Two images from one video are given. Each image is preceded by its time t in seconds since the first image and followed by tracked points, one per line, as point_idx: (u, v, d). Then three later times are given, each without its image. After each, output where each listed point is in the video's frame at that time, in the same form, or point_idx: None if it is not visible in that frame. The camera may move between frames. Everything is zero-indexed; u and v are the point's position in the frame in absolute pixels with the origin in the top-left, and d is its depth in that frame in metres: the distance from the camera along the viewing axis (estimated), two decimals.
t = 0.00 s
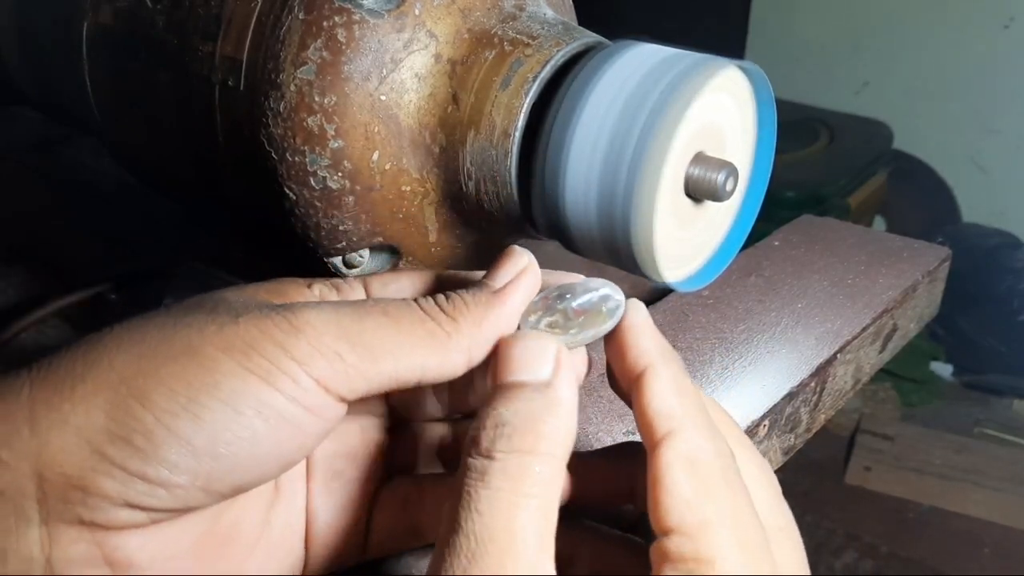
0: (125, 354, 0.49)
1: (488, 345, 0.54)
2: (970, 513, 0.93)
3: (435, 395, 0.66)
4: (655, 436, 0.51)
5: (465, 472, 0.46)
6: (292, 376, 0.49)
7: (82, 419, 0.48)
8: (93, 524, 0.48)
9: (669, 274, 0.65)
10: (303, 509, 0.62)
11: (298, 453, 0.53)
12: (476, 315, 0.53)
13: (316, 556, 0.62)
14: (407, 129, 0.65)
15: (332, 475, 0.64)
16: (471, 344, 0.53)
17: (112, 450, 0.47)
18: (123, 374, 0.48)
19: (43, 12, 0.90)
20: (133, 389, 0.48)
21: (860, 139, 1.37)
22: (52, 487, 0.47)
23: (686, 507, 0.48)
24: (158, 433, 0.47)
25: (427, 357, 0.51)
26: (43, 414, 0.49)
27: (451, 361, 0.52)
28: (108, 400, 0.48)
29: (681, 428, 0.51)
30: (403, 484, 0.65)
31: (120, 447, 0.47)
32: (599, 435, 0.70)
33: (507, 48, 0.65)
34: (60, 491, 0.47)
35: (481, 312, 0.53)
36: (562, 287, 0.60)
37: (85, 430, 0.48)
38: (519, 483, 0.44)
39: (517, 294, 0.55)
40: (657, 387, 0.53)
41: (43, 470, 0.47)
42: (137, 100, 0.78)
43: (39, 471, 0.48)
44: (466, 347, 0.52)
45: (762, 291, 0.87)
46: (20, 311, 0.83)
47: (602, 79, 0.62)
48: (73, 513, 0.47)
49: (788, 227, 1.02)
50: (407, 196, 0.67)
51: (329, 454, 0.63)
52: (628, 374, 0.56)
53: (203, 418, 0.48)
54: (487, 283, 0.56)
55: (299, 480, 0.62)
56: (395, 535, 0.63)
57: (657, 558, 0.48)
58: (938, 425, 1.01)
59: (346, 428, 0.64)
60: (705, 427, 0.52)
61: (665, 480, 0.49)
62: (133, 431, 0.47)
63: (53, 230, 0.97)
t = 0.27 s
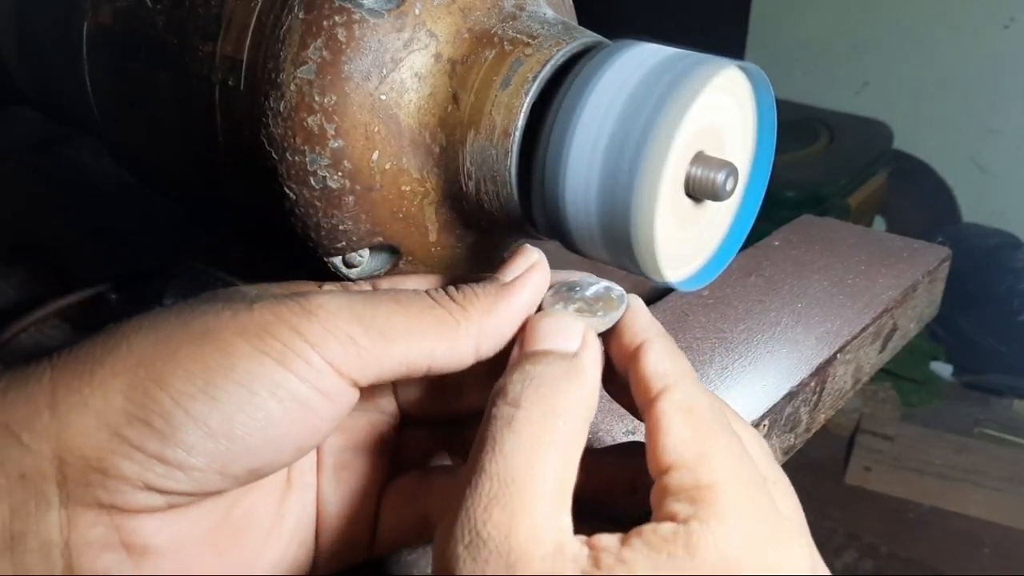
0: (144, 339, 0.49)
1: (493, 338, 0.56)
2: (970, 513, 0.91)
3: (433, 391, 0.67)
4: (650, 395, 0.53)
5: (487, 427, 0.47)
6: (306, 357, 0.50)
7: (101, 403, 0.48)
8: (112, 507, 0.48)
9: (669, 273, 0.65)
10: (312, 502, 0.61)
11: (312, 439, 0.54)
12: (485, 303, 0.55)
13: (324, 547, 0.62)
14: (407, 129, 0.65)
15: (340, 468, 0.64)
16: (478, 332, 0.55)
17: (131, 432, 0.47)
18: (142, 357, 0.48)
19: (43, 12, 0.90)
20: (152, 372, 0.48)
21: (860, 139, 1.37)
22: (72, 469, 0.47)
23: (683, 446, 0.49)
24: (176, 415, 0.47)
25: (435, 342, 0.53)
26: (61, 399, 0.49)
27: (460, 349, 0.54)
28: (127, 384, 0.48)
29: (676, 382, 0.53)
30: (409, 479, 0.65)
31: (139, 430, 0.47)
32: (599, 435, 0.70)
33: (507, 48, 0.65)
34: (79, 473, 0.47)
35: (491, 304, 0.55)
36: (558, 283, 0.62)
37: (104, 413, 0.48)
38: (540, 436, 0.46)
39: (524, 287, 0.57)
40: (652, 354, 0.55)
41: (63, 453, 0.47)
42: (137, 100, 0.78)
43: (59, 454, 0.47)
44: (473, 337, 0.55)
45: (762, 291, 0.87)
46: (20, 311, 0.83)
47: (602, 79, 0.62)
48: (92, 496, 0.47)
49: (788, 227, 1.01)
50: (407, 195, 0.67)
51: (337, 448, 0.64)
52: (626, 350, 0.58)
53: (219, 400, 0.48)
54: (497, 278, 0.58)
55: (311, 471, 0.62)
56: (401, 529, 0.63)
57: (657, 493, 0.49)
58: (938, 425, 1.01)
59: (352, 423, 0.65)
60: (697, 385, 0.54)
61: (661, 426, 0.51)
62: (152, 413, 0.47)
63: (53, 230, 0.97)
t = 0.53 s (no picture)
0: (178, 301, 0.52)
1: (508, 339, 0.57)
2: (970, 513, 0.90)
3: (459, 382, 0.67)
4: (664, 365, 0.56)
5: (517, 381, 0.50)
6: (332, 327, 0.53)
7: (135, 358, 0.50)
8: (139, 458, 0.51)
9: (669, 273, 0.65)
10: (336, 477, 0.63)
11: (338, 407, 0.56)
12: (502, 309, 0.57)
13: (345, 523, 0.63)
14: (407, 129, 0.65)
15: (364, 446, 0.65)
16: (493, 337, 0.57)
17: (163, 387, 0.50)
18: (176, 318, 0.51)
19: (43, 12, 0.90)
20: (185, 332, 0.50)
21: (860, 139, 1.37)
22: (105, 421, 0.50)
23: (702, 408, 0.52)
24: (206, 371, 0.50)
25: (451, 337, 0.55)
26: (97, 351, 0.51)
27: (474, 347, 0.56)
28: (160, 342, 0.50)
29: (690, 353, 0.56)
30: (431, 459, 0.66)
31: (170, 384, 0.50)
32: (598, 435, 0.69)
33: (507, 48, 0.65)
34: (111, 424, 0.50)
35: (509, 307, 0.57)
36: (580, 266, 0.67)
37: (138, 368, 0.50)
38: (571, 387, 0.49)
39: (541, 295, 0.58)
40: (664, 329, 0.59)
41: (97, 404, 0.50)
42: (137, 100, 0.78)
43: (93, 405, 0.50)
44: (489, 336, 0.56)
45: (762, 290, 0.87)
46: (20, 310, 0.83)
47: (602, 79, 0.62)
48: (122, 446, 0.50)
49: (788, 227, 1.01)
50: (407, 195, 0.67)
51: (360, 428, 0.65)
52: (640, 334, 0.61)
53: (249, 359, 0.50)
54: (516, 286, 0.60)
55: (336, 447, 0.64)
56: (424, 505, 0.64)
57: (678, 449, 0.51)
58: (938, 425, 1.02)
59: (378, 404, 0.66)
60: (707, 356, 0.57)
61: (678, 391, 0.53)
62: (182, 368, 0.49)
63: (53, 229, 0.97)
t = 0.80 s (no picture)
0: (232, 282, 0.57)
1: (540, 328, 0.62)
2: (971, 513, 0.88)
3: (479, 376, 0.71)
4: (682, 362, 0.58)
5: (549, 377, 0.54)
6: (376, 309, 0.57)
7: (192, 331, 0.55)
8: (189, 426, 0.55)
9: (670, 273, 0.65)
10: (371, 468, 0.65)
11: (378, 388, 0.60)
12: (533, 298, 0.61)
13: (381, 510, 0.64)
14: (407, 129, 0.65)
15: (397, 439, 0.67)
16: (523, 323, 0.61)
17: (216, 357, 0.54)
18: (230, 296, 0.56)
19: (42, 11, 0.90)
20: (239, 307, 0.55)
21: (860, 139, 1.37)
22: (159, 388, 0.54)
23: (721, 399, 0.55)
24: (258, 343, 0.54)
25: (485, 321, 0.60)
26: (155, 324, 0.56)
27: (506, 332, 0.61)
28: (216, 317, 0.55)
29: (706, 350, 0.58)
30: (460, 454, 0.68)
31: (223, 355, 0.54)
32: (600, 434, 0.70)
33: (507, 47, 0.65)
34: (165, 391, 0.54)
35: (542, 296, 0.61)
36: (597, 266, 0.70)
37: (194, 339, 0.54)
38: (598, 380, 0.53)
39: (569, 287, 0.62)
40: (681, 330, 0.61)
41: (153, 373, 0.54)
42: (137, 100, 0.78)
43: (149, 373, 0.54)
44: (521, 323, 0.61)
45: (762, 290, 0.87)
46: (20, 310, 0.83)
47: (603, 79, 0.62)
48: (174, 413, 0.54)
49: (788, 227, 1.01)
50: (407, 195, 0.67)
51: (392, 422, 0.68)
52: (656, 334, 0.63)
53: (297, 334, 0.55)
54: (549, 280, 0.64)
55: (370, 439, 0.67)
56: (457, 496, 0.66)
57: (697, 435, 0.53)
58: (938, 425, 1.02)
59: (405, 397, 0.70)
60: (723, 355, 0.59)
61: (697, 383, 0.56)
62: (236, 340, 0.54)
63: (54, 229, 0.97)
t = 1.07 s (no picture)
0: (221, 277, 0.56)
1: (530, 329, 0.61)
2: (971, 513, 0.89)
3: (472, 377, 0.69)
4: (675, 362, 0.58)
5: (537, 371, 0.53)
6: (364, 305, 0.56)
7: (180, 327, 0.54)
8: (177, 421, 0.54)
9: (670, 273, 0.65)
10: (365, 465, 0.66)
11: (367, 383, 0.60)
12: (522, 299, 0.61)
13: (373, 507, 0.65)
14: (407, 129, 0.65)
15: (391, 436, 0.68)
16: (513, 323, 0.60)
17: (204, 352, 0.54)
18: (217, 292, 0.55)
19: (43, 11, 0.90)
20: (227, 302, 0.55)
21: (860, 139, 1.37)
22: (148, 384, 0.54)
23: (716, 405, 0.55)
24: (246, 338, 0.54)
25: (475, 323, 0.59)
26: (144, 319, 0.55)
27: (496, 335, 0.60)
28: (203, 314, 0.55)
29: (700, 352, 0.58)
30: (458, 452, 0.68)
31: (211, 350, 0.54)
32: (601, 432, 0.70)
33: (507, 48, 0.65)
34: (154, 387, 0.54)
35: (531, 297, 0.61)
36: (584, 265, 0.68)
37: (182, 335, 0.54)
38: (588, 379, 0.52)
39: (558, 288, 0.62)
40: (675, 327, 0.60)
41: (142, 368, 0.54)
42: (137, 100, 0.78)
43: (138, 369, 0.54)
44: (510, 327, 0.60)
45: (762, 290, 0.87)
46: (19, 311, 0.83)
47: (602, 79, 0.62)
48: (162, 410, 0.54)
49: (788, 227, 1.01)
50: (407, 195, 0.67)
51: (386, 420, 0.68)
52: (647, 331, 0.62)
53: (286, 328, 0.55)
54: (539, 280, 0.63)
55: (362, 438, 0.67)
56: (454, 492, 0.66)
57: (692, 441, 0.53)
58: (938, 425, 1.02)
59: (397, 398, 0.69)
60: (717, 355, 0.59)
61: (692, 387, 0.55)
62: (224, 335, 0.54)
63: (53, 229, 0.97)
